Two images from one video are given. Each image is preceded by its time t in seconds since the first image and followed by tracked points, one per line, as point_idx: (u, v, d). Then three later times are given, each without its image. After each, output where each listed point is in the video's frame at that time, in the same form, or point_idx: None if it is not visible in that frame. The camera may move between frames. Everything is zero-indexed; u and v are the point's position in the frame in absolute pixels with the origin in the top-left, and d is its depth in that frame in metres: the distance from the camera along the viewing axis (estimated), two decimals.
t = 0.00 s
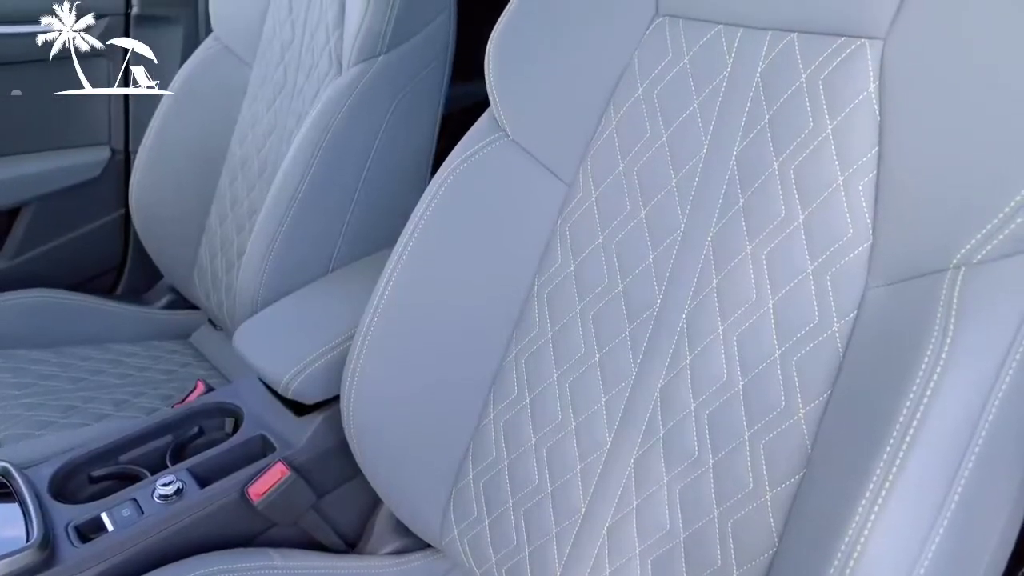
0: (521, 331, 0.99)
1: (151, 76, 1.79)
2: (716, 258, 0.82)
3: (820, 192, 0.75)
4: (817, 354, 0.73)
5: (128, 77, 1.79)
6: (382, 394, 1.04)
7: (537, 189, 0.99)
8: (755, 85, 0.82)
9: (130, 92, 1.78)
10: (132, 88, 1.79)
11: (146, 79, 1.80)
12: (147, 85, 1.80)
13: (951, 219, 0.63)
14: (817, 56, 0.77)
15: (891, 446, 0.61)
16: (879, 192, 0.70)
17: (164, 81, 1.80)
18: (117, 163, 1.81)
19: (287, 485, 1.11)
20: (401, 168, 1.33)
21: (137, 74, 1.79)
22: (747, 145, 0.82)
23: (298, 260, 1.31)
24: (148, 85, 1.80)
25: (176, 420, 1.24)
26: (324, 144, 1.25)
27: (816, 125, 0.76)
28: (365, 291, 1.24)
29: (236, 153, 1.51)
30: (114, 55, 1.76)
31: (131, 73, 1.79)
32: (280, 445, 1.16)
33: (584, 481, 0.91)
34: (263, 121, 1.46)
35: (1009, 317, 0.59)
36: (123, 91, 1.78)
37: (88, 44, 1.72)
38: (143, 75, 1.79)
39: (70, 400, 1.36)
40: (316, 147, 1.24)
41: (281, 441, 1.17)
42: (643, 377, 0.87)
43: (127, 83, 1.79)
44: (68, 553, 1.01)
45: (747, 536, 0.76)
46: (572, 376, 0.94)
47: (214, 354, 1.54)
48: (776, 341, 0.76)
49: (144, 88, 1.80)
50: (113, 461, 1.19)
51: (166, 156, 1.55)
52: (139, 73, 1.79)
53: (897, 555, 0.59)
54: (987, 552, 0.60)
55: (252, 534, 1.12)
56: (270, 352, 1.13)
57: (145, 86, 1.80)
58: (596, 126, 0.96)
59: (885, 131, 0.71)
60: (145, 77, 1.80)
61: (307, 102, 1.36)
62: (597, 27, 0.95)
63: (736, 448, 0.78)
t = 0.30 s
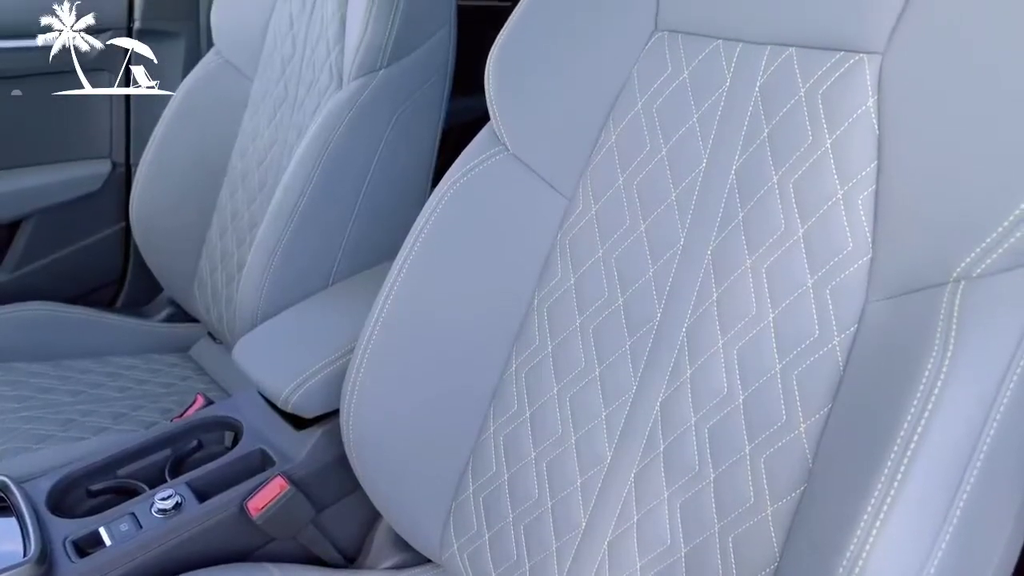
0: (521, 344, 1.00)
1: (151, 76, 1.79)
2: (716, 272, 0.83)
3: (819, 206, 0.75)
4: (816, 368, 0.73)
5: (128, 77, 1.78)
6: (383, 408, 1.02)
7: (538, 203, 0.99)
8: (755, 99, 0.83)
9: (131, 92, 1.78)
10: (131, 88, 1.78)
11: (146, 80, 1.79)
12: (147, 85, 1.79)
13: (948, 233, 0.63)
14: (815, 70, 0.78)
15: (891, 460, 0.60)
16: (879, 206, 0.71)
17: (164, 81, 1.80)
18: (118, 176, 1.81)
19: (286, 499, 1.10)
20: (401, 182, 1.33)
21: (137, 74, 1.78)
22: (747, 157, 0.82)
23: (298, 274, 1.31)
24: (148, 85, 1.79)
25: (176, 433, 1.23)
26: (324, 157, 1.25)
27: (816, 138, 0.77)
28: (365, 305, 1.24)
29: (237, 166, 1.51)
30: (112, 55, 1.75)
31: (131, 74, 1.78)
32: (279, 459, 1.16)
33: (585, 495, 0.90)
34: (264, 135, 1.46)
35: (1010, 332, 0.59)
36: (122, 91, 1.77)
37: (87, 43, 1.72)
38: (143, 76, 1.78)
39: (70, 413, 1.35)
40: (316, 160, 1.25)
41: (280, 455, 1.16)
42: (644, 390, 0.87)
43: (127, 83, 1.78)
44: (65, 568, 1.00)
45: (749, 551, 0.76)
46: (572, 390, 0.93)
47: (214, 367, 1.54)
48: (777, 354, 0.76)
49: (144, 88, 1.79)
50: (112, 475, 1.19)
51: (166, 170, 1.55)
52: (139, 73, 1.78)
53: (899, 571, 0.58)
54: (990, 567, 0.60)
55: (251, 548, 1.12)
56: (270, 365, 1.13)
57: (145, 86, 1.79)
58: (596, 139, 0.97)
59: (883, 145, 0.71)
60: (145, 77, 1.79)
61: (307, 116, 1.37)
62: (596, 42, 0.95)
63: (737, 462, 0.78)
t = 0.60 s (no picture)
0: (521, 356, 1.00)
1: (151, 76, 1.78)
2: (716, 284, 0.83)
3: (819, 218, 0.75)
4: (817, 380, 0.73)
5: (129, 77, 1.77)
6: (383, 419, 1.02)
7: (537, 216, 0.99)
8: (754, 112, 0.83)
9: (131, 92, 1.77)
10: (131, 88, 1.77)
11: (146, 79, 1.78)
12: (147, 85, 1.78)
13: (948, 246, 0.63)
14: (814, 83, 0.78)
15: (893, 472, 0.60)
16: (879, 218, 0.71)
17: (164, 81, 1.78)
18: (119, 188, 1.81)
19: (285, 512, 1.09)
20: (402, 194, 1.33)
21: (137, 74, 1.77)
22: (747, 169, 0.83)
23: (298, 286, 1.31)
24: (148, 85, 1.78)
25: (176, 445, 1.23)
26: (325, 169, 1.25)
27: (815, 151, 0.77)
28: (365, 316, 1.24)
29: (237, 178, 1.51)
30: (114, 56, 1.75)
31: (132, 73, 1.77)
32: (279, 471, 1.15)
33: (585, 507, 0.90)
34: (265, 147, 1.47)
35: (1011, 344, 0.59)
36: (123, 91, 1.76)
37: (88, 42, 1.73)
38: (143, 76, 1.77)
39: (68, 425, 1.35)
40: (316, 172, 1.25)
41: (280, 467, 1.16)
42: (644, 402, 0.87)
43: (127, 83, 1.78)
44: None
45: (750, 564, 0.75)
46: (572, 402, 0.93)
47: (214, 379, 1.54)
48: (777, 366, 0.76)
49: (144, 88, 1.78)
50: (111, 487, 1.19)
51: (166, 182, 1.55)
52: (139, 73, 1.77)
53: None
54: None
55: (250, 561, 1.12)
56: (270, 377, 1.13)
57: (145, 86, 1.77)
58: (596, 151, 0.97)
59: (882, 158, 0.71)
60: (145, 77, 1.78)
61: (307, 128, 1.37)
62: (596, 54, 0.95)
63: (738, 474, 0.78)
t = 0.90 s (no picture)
0: (521, 370, 1.00)
1: (151, 76, 1.77)
2: (716, 298, 0.83)
3: (819, 233, 0.76)
4: (818, 394, 0.73)
5: (129, 76, 1.77)
6: (383, 433, 1.01)
7: (537, 230, 0.99)
8: (753, 127, 0.83)
9: (132, 92, 1.76)
10: (131, 88, 1.76)
11: (146, 80, 1.77)
12: (146, 85, 1.77)
13: (948, 260, 0.63)
14: (814, 98, 0.78)
15: (895, 485, 0.60)
16: (878, 232, 0.71)
17: (164, 81, 1.78)
18: (120, 203, 1.81)
19: (284, 526, 1.09)
20: (402, 209, 1.34)
21: (138, 74, 1.76)
22: (746, 184, 0.83)
23: (298, 299, 1.30)
24: (148, 85, 1.77)
25: (175, 459, 1.23)
26: (325, 183, 1.25)
27: (814, 166, 0.77)
28: (365, 330, 1.24)
29: (238, 192, 1.52)
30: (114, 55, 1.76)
31: (132, 74, 1.77)
32: (278, 486, 1.15)
33: (585, 522, 0.90)
34: (265, 161, 1.47)
35: (1011, 358, 0.59)
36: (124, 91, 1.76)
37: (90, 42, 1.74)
38: (143, 75, 1.77)
39: (67, 439, 1.35)
40: (316, 186, 1.25)
41: (279, 482, 1.16)
42: (645, 417, 0.87)
43: (127, 83, 1.77)
44: None
45: None
46: (572, 416, 0.93)
47: (213, 393, 1.54)
48: (777, 379, 0.76)
49: (144, 88, 1.77)
50: (109, 502, 1.18)
51: (166, 197, 1.55)
52: (139, 73, 1.76)
53: None
54: None
55: None
56: (270, 391, 1.13)
57: (145, 86, 1.77)
58: (596, 165, 0.97)
59: (882, 172, 0.71)
60: (145, 77, 1.77)
61: (308, 142, 1.37)
62: (596, 68, 0.95)
63: (739, 489, 0.77)
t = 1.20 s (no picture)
0: (521, 384, 1.00)
1: (151, 76, 1.77)
2: (716, 312, 0.83)
3: (819, 246, 0.76)
4: (818, 408, 0.73)
5: (129, 77, 1.77)
6: (382, 445, 1.00)
7: (537, 243, 1.00)
8: (752, 140, 0.84)
9: (133, 92, 1.76)
10: (131, 88, 1.77)
11: (146, 80, 1.77)
12: (147, 85, 1.77)
13: (949, 274, 0.63)
14: (813, 112, 0.79)
15: (897, 499, 0.60)
16: (878, 245, 0.71)
17: (164, 81, 1.78)
18: (120, 216, 1.81)
19: (282, 540, 1.09)
20: (402, 221, 1.34)
21: (138, 74, 1.77)
22: (746, 197, 0.83)
23: (298, 312, 1.30)
24: (148, 85, 1.77)
25: (174, 472, 1.22)
26: (325, 197, 1.25)
27: (813, 180, 0.78)
28: (365, 343, 1.24)
29: (238, 205, 1.52)
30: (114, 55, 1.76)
31: (132, 74, 1.77)
32: (277, 499, 1.15)
33: (585, 535, 0.89)
34: (266, 174, 1.47)
35: (1010, 371, 0.59)
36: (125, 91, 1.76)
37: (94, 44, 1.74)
38: (144, 74, 1.77)
39: (65, 452, 1.34)
40: (317, 199, 1.25)
41: (279, 495, 1.16)
42: (645, 430, 0.87)
43: (127, 83, 1.77)
44: None
45: None
46: (572, 429, 0.93)
47: (212, 406, 1.53)
48: (777, 392, 0.76)
49: (144, 88, 1.77)
50: (107, 514, 1.18)
51: (168, 209, 1.55)
52: (139, 73, 1.77)
53: None
54: None
55: None
56: (270, 403, 1.12)
57: (145, 86, 1.77)
58: (596, 179, 0.98)
59: (880, 186, 0.72)
60: (145, 77, 1.78)
61: (308, 155, 1.37)
62: (596, 82, 0.96)
63: (740, 502, 0.77)
